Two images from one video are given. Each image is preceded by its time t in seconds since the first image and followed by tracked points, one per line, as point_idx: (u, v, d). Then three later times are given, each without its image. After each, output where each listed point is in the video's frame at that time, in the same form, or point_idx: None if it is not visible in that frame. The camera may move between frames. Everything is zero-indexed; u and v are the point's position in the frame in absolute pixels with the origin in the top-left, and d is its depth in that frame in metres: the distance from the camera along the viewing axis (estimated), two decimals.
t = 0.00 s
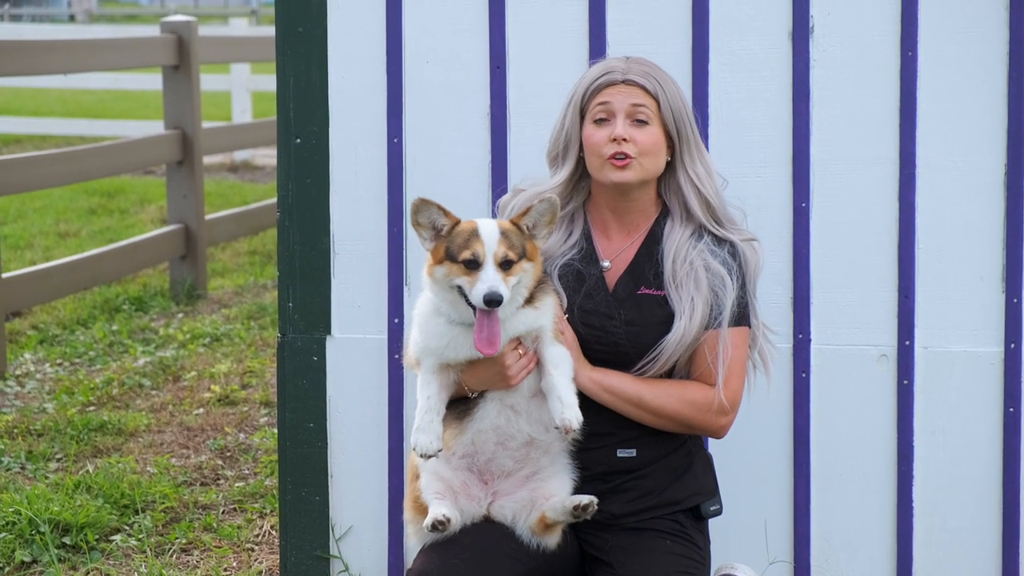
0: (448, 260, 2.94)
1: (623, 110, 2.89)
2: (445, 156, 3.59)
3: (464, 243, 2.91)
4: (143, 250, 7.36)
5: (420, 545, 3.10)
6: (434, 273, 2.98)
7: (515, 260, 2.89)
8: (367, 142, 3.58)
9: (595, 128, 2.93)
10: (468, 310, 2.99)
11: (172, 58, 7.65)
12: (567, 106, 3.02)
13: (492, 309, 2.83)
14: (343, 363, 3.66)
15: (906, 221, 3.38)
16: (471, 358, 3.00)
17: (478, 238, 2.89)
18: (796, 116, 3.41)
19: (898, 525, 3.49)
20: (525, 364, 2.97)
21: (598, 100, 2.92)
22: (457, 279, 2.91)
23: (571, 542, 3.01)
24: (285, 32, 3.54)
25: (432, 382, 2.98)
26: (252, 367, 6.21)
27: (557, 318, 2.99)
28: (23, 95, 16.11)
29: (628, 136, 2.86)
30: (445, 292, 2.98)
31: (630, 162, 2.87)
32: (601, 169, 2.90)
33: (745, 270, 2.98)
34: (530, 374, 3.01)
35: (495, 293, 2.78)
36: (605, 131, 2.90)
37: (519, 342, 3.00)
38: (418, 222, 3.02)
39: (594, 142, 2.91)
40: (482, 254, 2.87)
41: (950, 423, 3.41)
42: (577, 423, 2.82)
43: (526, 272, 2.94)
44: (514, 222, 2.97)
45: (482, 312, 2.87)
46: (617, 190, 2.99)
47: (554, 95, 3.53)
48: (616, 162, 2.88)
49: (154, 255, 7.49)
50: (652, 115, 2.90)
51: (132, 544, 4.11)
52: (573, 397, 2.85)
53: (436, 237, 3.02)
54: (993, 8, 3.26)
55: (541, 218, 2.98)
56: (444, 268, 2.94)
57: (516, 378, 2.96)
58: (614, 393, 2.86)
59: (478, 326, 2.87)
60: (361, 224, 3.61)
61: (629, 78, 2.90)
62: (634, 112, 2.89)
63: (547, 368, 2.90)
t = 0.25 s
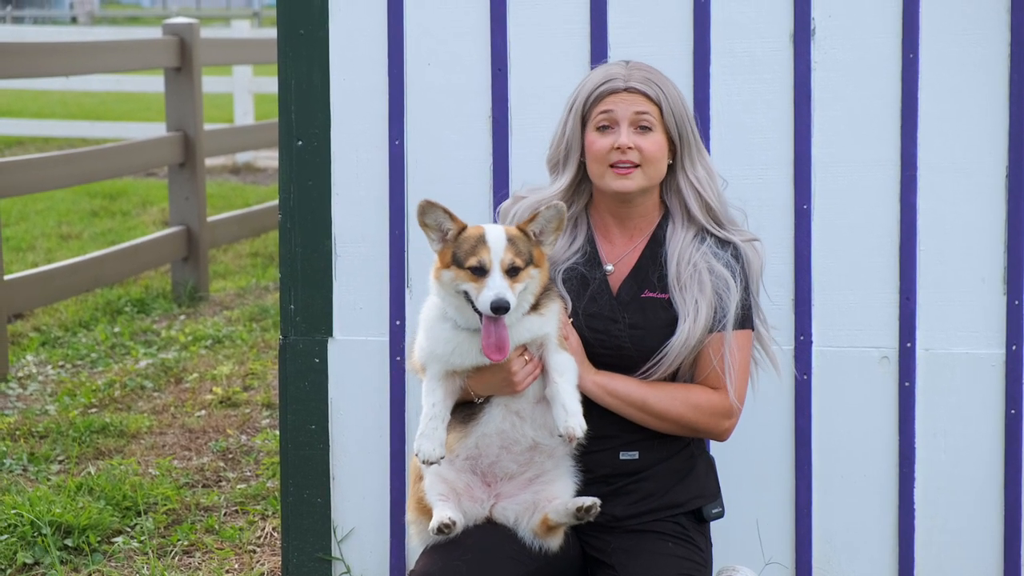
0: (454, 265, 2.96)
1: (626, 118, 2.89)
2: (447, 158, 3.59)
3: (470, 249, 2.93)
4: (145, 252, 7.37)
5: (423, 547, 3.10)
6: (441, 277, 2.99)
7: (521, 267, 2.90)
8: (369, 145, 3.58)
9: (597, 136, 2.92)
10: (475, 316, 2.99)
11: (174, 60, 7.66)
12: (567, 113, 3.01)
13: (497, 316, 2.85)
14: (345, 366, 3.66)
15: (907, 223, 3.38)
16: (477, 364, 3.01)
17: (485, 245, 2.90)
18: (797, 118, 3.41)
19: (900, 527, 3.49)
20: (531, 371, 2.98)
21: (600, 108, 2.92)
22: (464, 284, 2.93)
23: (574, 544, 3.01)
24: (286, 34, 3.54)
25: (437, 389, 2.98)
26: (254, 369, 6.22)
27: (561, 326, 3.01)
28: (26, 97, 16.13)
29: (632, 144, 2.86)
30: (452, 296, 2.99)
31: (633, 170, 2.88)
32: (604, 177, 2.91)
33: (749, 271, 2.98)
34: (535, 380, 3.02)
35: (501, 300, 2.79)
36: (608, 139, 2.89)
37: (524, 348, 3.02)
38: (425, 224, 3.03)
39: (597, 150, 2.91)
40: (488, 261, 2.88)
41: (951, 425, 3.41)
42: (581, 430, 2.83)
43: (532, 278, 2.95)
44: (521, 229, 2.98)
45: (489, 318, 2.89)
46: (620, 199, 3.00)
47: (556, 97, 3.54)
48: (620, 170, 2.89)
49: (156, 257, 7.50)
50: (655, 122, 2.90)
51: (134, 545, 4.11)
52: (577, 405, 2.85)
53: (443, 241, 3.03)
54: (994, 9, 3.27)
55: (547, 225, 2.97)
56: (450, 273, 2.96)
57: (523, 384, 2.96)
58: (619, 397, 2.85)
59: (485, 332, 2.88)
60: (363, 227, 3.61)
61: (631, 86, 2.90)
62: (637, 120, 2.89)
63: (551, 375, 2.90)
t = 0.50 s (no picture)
0: (461, 263, 2.95)
1: (634, 127, 2.89)
2: (449, 161, 3.59)
3: (477, 248, 2.92)
4: (148, 254, 7.37)
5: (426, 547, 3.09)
6: (447, 275, 2.98)
7: (528, 266, 2.90)
8: (371, 147, 3.59)
9: (604, 143, 2.92)
10: (479, 314, 2.99)
11: (178, 62, 7.67)
12: (572, 116, 2.99)
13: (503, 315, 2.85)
14: (348, 368, 3.66)
15: (910, 225, 3.38)
16: (478, 362, 3.01)
17: (492, 243, 2.90)
18: (800, 120, 3.41)
19: (902, 529, 3.49)
20: (530, 371, 2.98)
21: (607, 115, 2.92)
22: (470, 283, 2.92)
23: (577, 545, 3.01)
24: (290, 36, 3.55)
25: (439, 386, 2.98)
26: (257, 371, 6.22)
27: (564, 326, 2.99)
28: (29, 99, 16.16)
29: (640, 154, 2.87)
30: (457, 294, 2.99)
31: (641, 179, 2.90)
32: (612, 185, 2.92)
33: (750, 268, 2.98)
34: (536, 380, 3.03)
35: (507, 299, 2.78)
36: (616, 147, 2.90)
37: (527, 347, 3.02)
38: (431, 223, 3.03)
39: (604, 158, 2.91)
40: (495, 260, 2.88)
41: (954, 427, 3.41)
42: (577, 433, 2.83)
43: (539, 278, 2.95)
44: (527, 228, 2.98)
45: (495, 318, 2.88)
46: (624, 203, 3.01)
47: (559, 99, 3.54)
48: (627, 178, 2.90)
49: (159, 259, 7.51)
50: (661, 129, 2.91)
51: (137, 547, 4.12)
52: (576, 407, 2.86)
53: (449, 240, 3.03)
54: (997, 12, 3.27)
55: (554, 224, 2.98)
56: (456, 271, 2.95)
57: (522, 384, 2.97)
58: (626, 403, 2.85)
59: (490, 332, 2.88)
60: (366, 228, 3.61)
61: (638, 94, 2.89)
62: (645, 129, 2.89)
63: (551, 378, 2.91)
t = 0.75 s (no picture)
0: (463, 264, 2.96)
1: (637, 132, 2.89)
2: (453, 161, 3.59)
3: (479, 250, 2.93)
4: (152, 255, 7.38)
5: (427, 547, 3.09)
6: (449, 276, 2.99)
7: (530, 268, 2.91)
8: (375, 148, 3.59)
9: (607, 147, 2.93)
10: (481, 315, 3.00)
11: (181, 64, 7.68)
12: (575, 120, 2.98)
13: (505, 317, 2.85)
14: (351, 368, 3.66)
15: (914, 226, 3.38)
16: (477, 360, 3.01)
17: (494, 245, 2.91)
18: (804, 121, 3.41)
19: (906, 530, 3.49)
20: (529, 370, 2.98)
21: (611, 119, 2.91)
22: (472, 284, 2.93)
23: (580, 546, 3.01)
24: (294, 38, 3.55)
25: (437, 384, 2.98)
26: (261, 372, 6.23)
27: (564, 327, 2.99)
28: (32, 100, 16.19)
29: (643, 159, 2.87)
30: (459, 294, 3.00)
31: (644, 184, 2.90)
32: (615, 189, 2.92)
33: (751, 269, 2.98)
34: (535, 380, 3.03)
35: (508, 301, 2.78)
36: (619, 151, 2.90)
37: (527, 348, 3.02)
38: (435, 225, 3.03)
39: (607, 161, 2.91)
40: (497, 262, 2.89)
41: (957, 428, 3.41)
42: (577, 433, 2.84)
43: (540, 279, 2.95)
44: (531, 230, 2.98)
45: (496, 319, 2.89)
46: (626, 206, 3.01)
47: (562, 100, 3.54)
48: (630, 182, 2.91)
49: (163, 260, 7.51)
50: (665, 133, 2.91)
51: (141, 548, 4.12)
52: (575, 408, 2.86)
53: (452, 241, 3.04)
54: (1001, 13, 3.27)
55: (557, 227, 2.98)
56: (459, 272, 2.96)
57: (520, 383, 2.96)
58: (629, 408, 2.85)
59: (492, 333, 2.88)
60: (369, 229, 3.62)
61: (642, 99, 2.89)
62: (649, 133, 2.89)
63: (551, 378, 2.91)
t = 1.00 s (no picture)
0: (462, 266, 2.95)
1: (638, 121, 2.90)
2: (456, 163, 3.60)
3: (478, 251, 2.93)
4: (154, 257, 7.39)
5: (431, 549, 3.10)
6: (449, 278, 2.99)
7: (529, 270, 2.91)
8: (378, 149, 3.60)
9: (608, 137, 2.93)
10: (482, 318, 2.99)
11: (184, 66, 7.69)
12: (577, 115, 3.01)
13: (503, 317, 2.84)
14: (355, 370, 3.67)
15: (916, 227, 3.38)
16: (479, 365, 3.01)
17: (493, 247, 2.90)
18: (807, 122, 3.42)
19: (909, 531, 3.49)
20: (532, 374, 2.99)
21: (612, 109, 2.93)
22: (471, 286, 2.92)
23: (583, 547, 3.01)
24: (297, 39, 3.56)
25: (440, 389, 2.99)
26: (264, 373, 6.23)
27: (567, 330, 2.99)
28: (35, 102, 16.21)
29: (643, 147, 2.87)
30: (459, 297, 2.99)
31: (644, 174, 2.90)
32: (615, 180, 2.91)
33: (754, 272, 2.98)
34: (537, 383, 3.02)
35: (507, 302, 2.78)
36: (619, 140, 2.90)
37: (527, 351, 3.02)
38: (435, 224, 3.04)
39: (607, 151, 2.91)
40: (495, 264, 2.88)
41: (961, 430, 3.41)
42: (578, 437, 2.84)
43: (540, 281, 2.95)
44: (528, 231, 2.99)
45: (495, 319, 2.88)
46: (626, 202, 3.00)
47: (565, 102, 3.55)
48: (630, 172, 2.90)
49: (166, 262, 7.52)
50: (665, 125, 2.92)
51: (145, 549, 4.13)
52: (577, 412, 2.87)
53: (452, 242, 3.04)
54: (1003, 14, 3.26)
55: (554, 227, 2.99)
56: (458, 274, 2.95)
57: (523, 388, 2.97)
58: (633, 409, 2.85)
59: (491, 331, 2.87)
60: (372, 231, 3.62)
61: (643, 88, 2.92)
62: (649, 123, 2.90)
63: (554, 382, 2.91)
